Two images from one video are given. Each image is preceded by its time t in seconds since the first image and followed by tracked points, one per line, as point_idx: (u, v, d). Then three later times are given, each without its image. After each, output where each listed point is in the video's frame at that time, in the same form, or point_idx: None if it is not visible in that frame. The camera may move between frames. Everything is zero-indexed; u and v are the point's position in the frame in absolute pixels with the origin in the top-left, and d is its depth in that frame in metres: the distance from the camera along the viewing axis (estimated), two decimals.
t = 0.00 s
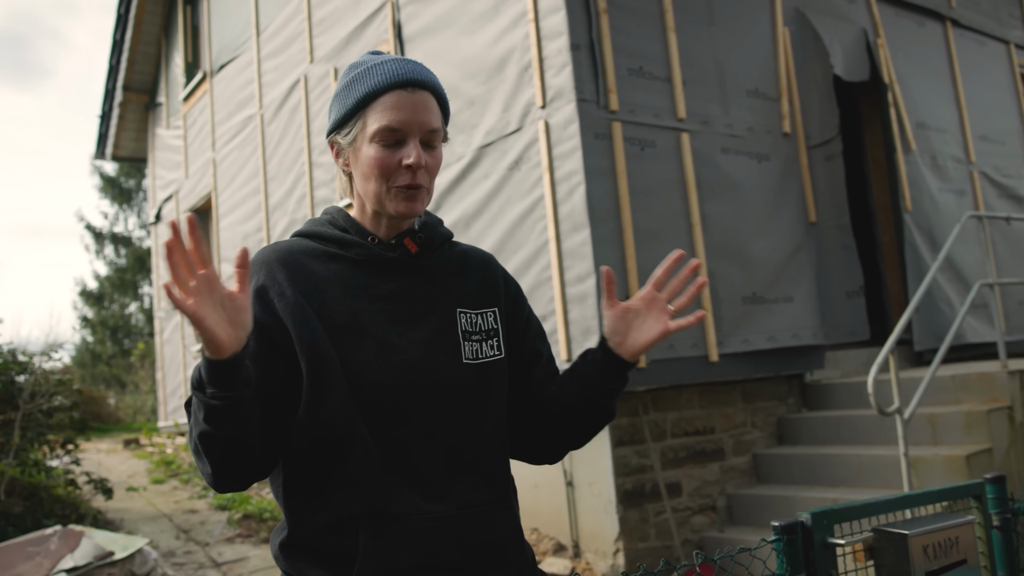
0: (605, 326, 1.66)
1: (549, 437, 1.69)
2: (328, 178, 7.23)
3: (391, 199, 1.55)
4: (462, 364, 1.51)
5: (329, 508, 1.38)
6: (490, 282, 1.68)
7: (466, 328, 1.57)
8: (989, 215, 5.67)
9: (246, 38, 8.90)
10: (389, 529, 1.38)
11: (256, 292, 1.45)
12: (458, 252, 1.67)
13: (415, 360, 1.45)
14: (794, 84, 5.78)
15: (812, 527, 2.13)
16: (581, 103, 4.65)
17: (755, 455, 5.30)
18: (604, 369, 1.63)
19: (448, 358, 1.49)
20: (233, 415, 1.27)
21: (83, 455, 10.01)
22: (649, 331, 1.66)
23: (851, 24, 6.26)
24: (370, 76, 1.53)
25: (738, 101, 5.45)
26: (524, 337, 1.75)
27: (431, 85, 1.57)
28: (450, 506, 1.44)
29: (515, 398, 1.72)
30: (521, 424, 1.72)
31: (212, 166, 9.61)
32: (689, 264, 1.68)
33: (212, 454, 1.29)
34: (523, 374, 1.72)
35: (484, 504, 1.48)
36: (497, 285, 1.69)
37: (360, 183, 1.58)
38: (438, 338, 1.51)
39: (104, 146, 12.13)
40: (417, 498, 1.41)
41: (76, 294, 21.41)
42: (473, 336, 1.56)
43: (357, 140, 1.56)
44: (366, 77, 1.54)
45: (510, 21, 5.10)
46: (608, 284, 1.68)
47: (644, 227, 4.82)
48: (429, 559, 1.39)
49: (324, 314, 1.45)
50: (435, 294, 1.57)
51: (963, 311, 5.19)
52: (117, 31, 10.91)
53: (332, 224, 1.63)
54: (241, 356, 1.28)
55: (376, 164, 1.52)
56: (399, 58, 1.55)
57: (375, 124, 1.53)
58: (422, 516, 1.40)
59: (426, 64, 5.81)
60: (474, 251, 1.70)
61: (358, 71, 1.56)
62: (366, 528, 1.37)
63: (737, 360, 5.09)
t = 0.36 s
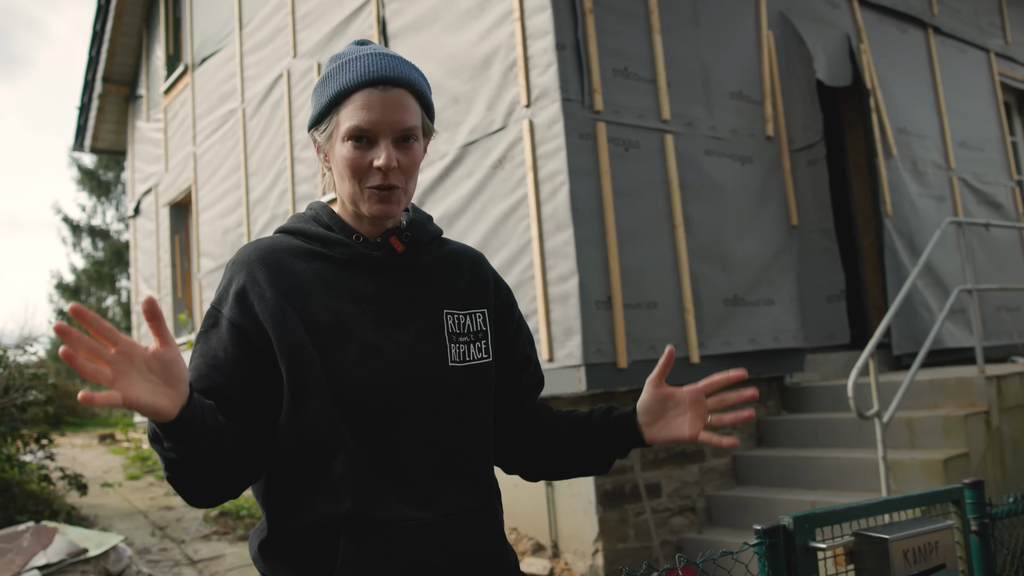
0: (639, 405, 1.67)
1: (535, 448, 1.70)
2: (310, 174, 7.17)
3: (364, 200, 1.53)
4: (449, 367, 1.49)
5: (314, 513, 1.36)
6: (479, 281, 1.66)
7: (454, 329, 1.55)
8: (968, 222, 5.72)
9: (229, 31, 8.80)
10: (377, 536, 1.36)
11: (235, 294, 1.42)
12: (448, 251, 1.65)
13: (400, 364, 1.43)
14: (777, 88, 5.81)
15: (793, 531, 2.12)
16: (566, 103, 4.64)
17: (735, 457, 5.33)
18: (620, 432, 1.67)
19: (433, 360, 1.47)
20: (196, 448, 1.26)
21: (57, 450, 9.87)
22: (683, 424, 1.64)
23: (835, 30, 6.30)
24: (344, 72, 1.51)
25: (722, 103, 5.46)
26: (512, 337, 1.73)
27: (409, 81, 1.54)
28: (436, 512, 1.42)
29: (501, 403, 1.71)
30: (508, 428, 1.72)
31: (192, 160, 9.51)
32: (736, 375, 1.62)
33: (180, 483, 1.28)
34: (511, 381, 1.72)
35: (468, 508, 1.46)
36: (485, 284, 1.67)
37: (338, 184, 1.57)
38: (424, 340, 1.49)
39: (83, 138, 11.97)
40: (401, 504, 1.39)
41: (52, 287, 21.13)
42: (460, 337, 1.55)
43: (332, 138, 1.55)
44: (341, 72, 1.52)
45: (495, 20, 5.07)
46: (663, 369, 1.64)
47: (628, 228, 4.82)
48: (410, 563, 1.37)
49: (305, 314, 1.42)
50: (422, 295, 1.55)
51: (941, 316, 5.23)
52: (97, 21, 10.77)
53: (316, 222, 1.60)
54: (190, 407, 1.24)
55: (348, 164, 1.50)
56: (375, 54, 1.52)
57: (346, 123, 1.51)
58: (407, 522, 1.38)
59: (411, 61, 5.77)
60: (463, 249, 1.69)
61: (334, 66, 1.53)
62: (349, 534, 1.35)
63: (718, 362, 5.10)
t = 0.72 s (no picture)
0: (638, 414, 1.64)
1: (532, 455, 1.69)
2: (301, 172, 7.13)
3: (362, 200, 1.51)
4: (447, 374, 1.48)
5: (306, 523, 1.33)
6: (478, 287, 1.64)
7: (452, 335, 1.53)
8: (960, 224, 5.74)
9: (220, 28, 8.74)
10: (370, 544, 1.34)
11: (229, 298, 1.40)
12: (447, 254, 1.62)
13: (399, 370, 1.41)
14: (770, 88, 5.80)
15: (790, 535, 2.11)
16: (560, 103, 4.63)
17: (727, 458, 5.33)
18: (619, 447, 1.64)
19: (431, 368, 1.46)
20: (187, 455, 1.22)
21: (45, 449, 9.79)
22: (679, 436, 1.63)
23: (828, 30, 6.31)
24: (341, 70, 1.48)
25: (715, 103, 5.46)
26: (511, 342, 1.71)
27: (407, 80, 1.52)
28: (433, 522, 1.40)
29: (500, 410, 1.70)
30: (505, 435, 1.71)
31: (182, 157, 9.44)
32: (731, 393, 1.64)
33: (170, 489, 1.25)
34: (509, 387, 1.70)
35: (465, 516, 1.44)
36: (485, 288, 1.65)
37: (335, 183, 1.54)
38: (422, 347, 1.47)
39: (71, 134, 11.87)
40: (397, 514, 1.37)
41: (39, 284, 20.98)
42: (458, 343, 1.53)
43: (329, 137, 1.52)
44: (338, 70, 1.49)
45: (488, 18, 5.05)
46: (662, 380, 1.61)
47: (621, 228, 4.81)
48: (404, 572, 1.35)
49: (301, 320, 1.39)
50: (420, 300, 1.53)
51: (933, 317, 5.25)
52: (86, 17, 10.67)
53: (312, 224, 1.57)
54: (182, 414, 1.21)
55: (346, 163, 1.48)
56: (373, 51, 1.49)
57: (345, 121, 1.48)
58: (403, 532, 1.36)
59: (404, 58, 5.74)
60: (463, 252, 1.66)
61: (330, 64, 1.51)
62: (344, 544, 1.33)
63: (710, 363, 5.10)
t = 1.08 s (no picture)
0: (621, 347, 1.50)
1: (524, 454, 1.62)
2: (291, 174, 7.10)
3: (354, 188, 1.48)
4: (439, 375, 1.46)
5: (302, 530, 1.31)
6: (465, 288, 1.63)
7: (442, 336, 1.51)
8: (949, 229, 5.76)
9: (210, 29, 8.69)
10: (365, 551, 1.33)
11: (226, 288, 1.36)
12: (431, 258, 1.61)
13: (395, 370, 1.40)
14: (761, 93, 5.82)
15: (786, 543, 2.11)
16: (552, 107, 4.62)
17: (717, 462, 5.32)
18: (626, 415, 1.48)
19: (424, 371, 1.44)
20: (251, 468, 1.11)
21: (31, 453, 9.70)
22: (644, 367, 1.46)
23: (818, 36, 6.34)
24: (324, 68, 1.49)
25: (707, 108, 5.47)
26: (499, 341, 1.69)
27: (388, 74, 1.54)
28: (431, 523, 1.39)
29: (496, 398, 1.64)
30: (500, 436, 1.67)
31: (171, 159, 9.38)
32: (693, 301, 1.43)
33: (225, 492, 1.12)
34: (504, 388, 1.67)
35: (464, 522, 1.43)
36: (473, 289, 1.64)
37: (321, 181, 1.51)
38: (414, 348, 1.45)
39: (58, 135, 11.77)
40: (395, 517, 1.36)
41: (25, 286, 20.81)
42: (448, 345, 1.51)
43: (315, 134, 1.50)
44: (321, 69, 1.50)
45: (480, 22, 5.05)
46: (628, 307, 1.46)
47: (612, 232, 4.80)
48: None
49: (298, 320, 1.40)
50: (410, 303, 1.51)
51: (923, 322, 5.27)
52: (74, 17, 10.60)
53: (300, 231, 1.55)
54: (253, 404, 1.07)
55: (336, 152, 1.46)
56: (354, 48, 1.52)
57: (332, 110, 1.47)
58: (400, 536, 1.35)
59: (395, 61, 5.72)
60: (447, 256, 1.65)
61: (312, 66, 1.52)
62: (340, 548, 1.32)
63: (701, 367, 5.10)
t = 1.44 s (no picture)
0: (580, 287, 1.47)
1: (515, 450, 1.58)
2: (284, 175, 7.06)
3: (357, 200, 1.46)
4: (441, 374, 1.44)
5: (310, 533, 1.30)
6: (465, 287, 1.61)
7: (444, 335, 1.49)
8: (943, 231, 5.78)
9: (203, 29, 8.65)
10: (366, 550, 1.31)
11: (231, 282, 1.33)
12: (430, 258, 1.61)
13: (397, 368, 1.37)
14: (756, 95, 5.82)
15: (788, 545, 2.09)
16: (548, 108, 4.61)
17: (712, 464, 5.32)
18: (601, 373, 1.46)
19: (427, 369, 1.42)
20: (302, 443, 1.10)
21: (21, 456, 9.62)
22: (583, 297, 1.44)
23: (812, 38, 6.35)
24: (340, 74, 1.46)
25: (702, 109, 5.47)
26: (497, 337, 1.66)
27: (405, 85, 1.51)
28: (435, 521, 1.37)
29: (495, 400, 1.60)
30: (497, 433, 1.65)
31: (163, 160, 9.33)
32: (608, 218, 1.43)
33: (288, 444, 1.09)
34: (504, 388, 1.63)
35: (467, 525, 1.41)
36: (473, 289, 1.63)
37: (327, 187, 1.50)
38: (416, 347, 1.43)
39: (49, 135, 11.70)
40: (400, 515, 1.34)
41: (16, 287, 20.69)
42: (450, 343, 1.49)
43: (325, 138, 1.48)
44: (338, 74, 1.46)
45: (475, 23, 5.03)
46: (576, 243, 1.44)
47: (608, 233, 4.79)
48: None
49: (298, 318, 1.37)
50: (414, 304, 1.50)
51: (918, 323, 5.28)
52: (66, 17, 10.53)
53: (300, 232, 1.54)
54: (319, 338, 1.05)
55: (343, 163, 1.43)
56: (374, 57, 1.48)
57: (344, 121, 1.44)
58: (405, 534, 1.33)
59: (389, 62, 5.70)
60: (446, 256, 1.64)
61: (328, 69, 1.48)
62: (346, 546, 1.31)
63: (697, 368, 5.10)
